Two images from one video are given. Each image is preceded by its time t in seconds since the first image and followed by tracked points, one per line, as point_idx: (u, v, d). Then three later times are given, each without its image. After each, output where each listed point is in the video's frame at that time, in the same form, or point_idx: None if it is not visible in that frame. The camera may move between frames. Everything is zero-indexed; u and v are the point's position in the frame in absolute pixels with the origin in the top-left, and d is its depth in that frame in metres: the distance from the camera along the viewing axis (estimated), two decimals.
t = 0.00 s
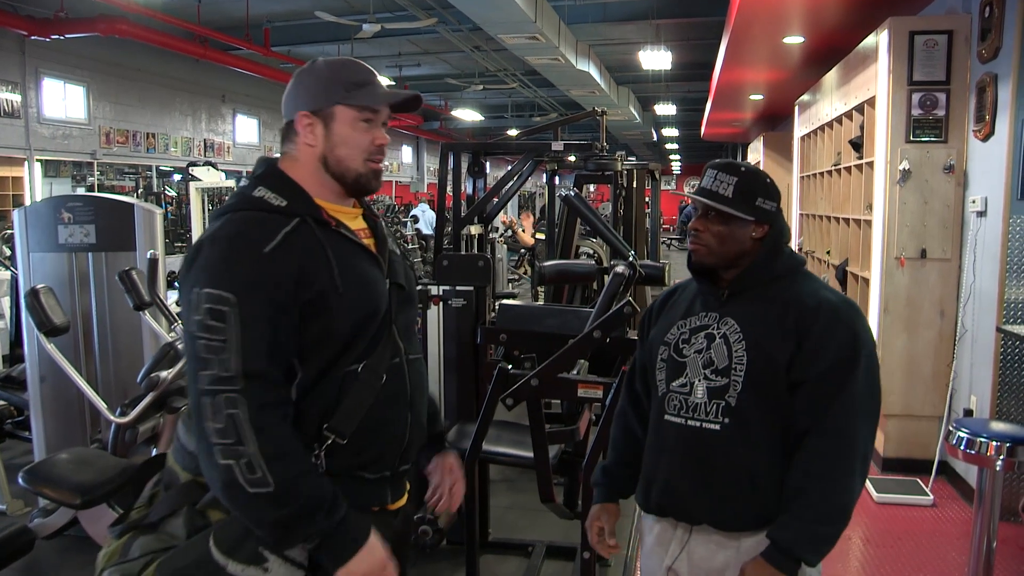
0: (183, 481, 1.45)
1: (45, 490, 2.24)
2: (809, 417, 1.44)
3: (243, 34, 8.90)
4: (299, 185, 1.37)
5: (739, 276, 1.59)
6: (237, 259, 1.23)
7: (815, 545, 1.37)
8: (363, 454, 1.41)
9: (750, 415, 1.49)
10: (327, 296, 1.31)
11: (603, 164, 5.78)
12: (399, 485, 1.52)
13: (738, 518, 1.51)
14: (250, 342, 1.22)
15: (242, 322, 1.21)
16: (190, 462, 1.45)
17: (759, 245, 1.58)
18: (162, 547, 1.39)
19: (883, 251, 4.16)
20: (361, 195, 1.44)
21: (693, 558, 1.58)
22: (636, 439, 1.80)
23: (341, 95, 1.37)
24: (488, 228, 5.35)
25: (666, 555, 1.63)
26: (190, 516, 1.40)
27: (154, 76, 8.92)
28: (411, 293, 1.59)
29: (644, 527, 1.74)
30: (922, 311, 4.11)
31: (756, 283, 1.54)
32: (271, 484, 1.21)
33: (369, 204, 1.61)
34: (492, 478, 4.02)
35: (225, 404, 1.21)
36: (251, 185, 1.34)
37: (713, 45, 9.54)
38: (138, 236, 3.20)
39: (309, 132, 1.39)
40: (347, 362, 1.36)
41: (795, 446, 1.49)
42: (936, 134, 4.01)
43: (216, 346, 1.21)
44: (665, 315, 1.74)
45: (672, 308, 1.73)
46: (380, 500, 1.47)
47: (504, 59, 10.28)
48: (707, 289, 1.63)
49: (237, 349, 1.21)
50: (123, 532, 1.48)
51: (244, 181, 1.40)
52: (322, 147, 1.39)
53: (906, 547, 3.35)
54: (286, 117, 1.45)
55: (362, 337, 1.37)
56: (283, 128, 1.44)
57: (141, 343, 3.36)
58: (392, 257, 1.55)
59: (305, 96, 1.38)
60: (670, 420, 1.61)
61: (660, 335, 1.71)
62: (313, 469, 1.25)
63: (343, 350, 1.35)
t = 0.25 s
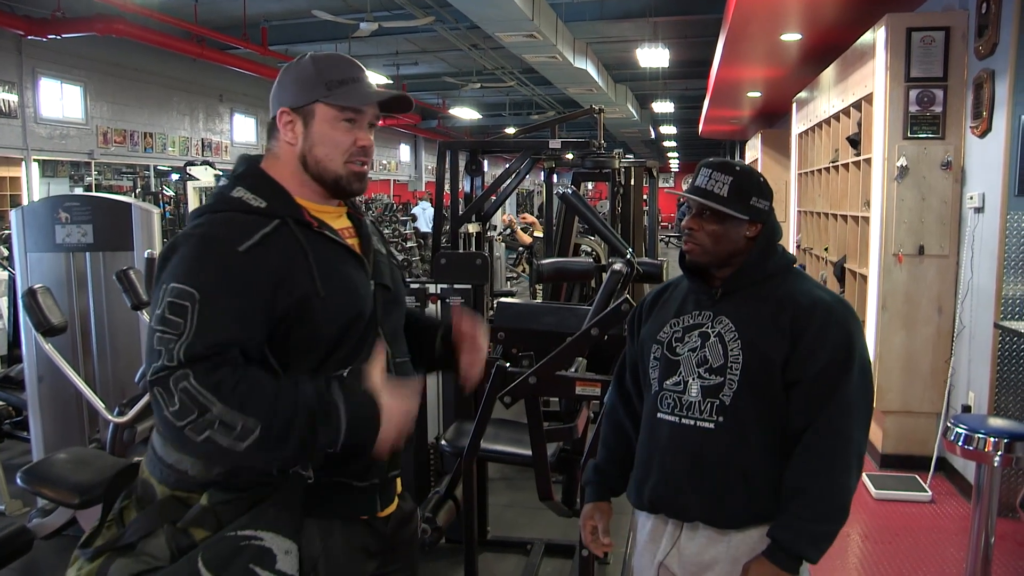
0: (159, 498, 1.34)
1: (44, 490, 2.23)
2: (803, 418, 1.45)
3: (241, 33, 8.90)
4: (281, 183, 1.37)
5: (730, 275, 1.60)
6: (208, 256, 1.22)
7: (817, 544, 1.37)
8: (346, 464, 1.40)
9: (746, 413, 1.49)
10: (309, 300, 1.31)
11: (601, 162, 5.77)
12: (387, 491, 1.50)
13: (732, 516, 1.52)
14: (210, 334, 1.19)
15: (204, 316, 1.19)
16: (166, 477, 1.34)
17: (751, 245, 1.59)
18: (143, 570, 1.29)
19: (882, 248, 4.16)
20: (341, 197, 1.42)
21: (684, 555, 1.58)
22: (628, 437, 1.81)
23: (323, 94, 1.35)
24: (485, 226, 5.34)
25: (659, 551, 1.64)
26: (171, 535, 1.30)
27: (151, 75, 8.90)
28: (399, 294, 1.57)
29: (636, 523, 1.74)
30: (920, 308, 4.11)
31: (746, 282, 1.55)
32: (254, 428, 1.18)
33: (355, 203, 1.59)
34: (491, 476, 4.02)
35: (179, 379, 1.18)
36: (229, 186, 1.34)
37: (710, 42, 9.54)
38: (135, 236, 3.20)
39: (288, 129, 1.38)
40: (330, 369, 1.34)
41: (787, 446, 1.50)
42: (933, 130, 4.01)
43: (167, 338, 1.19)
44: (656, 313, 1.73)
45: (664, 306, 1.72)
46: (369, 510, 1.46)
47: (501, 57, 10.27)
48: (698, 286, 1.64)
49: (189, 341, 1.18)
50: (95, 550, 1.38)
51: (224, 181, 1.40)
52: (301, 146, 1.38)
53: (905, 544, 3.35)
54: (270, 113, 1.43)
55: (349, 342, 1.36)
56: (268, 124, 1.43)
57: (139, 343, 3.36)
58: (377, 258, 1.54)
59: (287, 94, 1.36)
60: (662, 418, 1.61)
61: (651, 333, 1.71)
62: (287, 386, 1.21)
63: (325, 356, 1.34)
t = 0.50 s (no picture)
0: (162, 497, 1.29)
1: (42, 489, 2.23)
2: (800, 416, 1.46)
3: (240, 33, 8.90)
4: (262, 182, 1.29)
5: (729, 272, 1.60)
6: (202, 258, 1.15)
7: (815, 542, 1.37)
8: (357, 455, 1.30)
9: (744, 411, 1.49)
10: (300, 292, 1.22)
11: (600, 161, 5.78)
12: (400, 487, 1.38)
13: (729, 515, 1.52)
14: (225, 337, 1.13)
15: (220, 318, 1.13)
16: (167, 476, 1.29)
17: (750, 242, 1.59)
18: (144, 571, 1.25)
19: (880, 246, 4.17)
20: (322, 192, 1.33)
21: (681, 553, 1.59)
22: (626, 436, 1.81)
23: (292, 88, 1.26)
24: (484, 225, 5.34)
25: (656, 550, 1.64)
26: (172, 536, 1.25)
27: (149, 74, 8.90)
28: (395, 286, 1.47)
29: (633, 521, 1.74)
30: (918, 307, 4.12)
31: (746, 280, 1.55)
32: (291, 445, 1.10)
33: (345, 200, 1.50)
34: (490, 475, 4.02)
35: (219, 390, 1.12)
36: (215, 190, 1.27)
37: (709, 41, 9.55)
38: (134, 235, 3.20)
39: (265, 126, 1.30)
40: (327, 363, 1.25)
41: (785, 444, 1.50)
42: (932, 129, 4.01)
43: (193, 344, 1.13)
44: (653, 312, 1.74)
45: (661, 305, 1.73)
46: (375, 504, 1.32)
47: (500, 56, 10.27)
48: (698, 286, 1.63)
49: (216, 343, 1.12)
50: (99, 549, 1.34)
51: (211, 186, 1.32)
52: (278, 142, 1.30)
53: (905, 542, 3.35)
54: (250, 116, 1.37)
55: (340, 338, 1.27)
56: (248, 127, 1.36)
57: (138, 342, 3.36)
58: (369, 252, 1.43)
59: (259, 92, 1.29)
60: (660, 417, 1.61)
61: (649, 332, 1.71)
62: (326, 399, 1.12)
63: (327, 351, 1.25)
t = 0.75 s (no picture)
0: (177, 486, 1.40)
1: (42, 488, 2.23)
2: (800, 414, 1.45)
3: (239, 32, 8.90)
4: (276, 180, 1.27)
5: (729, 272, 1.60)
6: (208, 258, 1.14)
7: (813, 541, 1.37)
8: (362, 451, 1.32)
9: (743, 409, 1.49)
10: (307, 296, 1.22)
11: (599, 160, 5.78)
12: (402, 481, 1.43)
13: (730, 513, 1.52)
14: (216, 348, 1.13)
15: (215, 326, 1.13)
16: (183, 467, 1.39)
17: (751, 240, 1.59)
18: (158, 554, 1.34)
19: (880, 246, 4.17)
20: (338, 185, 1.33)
21: (683, 552, 1.59)
22: (629, 436, 1.81)
23: (306, 83, 1.27)
24: (483, 224, 5.34)
25: (658, 549, 1.64)
26: (185, 521, 1.37)
27: (149, 73, 8.89)
28: (407, 284, 1.48)
29: (635, 520, 1.75)
30: (918, 306, 4.12)
31: (747, 278, 1.55)
32: (242, 484, 1.11)
33: (358, 199, 1.50)
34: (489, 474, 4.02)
35: (193, 407, 1.13)
36: (228, 188, 1.25)
37: (708, 40, 9.54)
38: (133, 234, 3.20)
39: (280, 125, 1.30)
40: (334, 361, 1.26)
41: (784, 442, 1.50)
42: (932, 128, 4.01)
43: (184, 350, 1.13)
44: (654, 312, 1.74)
45: (662, 305, 1.73)
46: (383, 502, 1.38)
47: (500, 55, 10.26)
48: (700, 284, 1.63)
49: (203, 353, 1.13)
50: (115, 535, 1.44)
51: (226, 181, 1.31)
52: (294, 138, 1.29)
53: (904, 541, 3.35)
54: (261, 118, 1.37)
55: (349, 336, 1.27)
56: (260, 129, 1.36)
57: (138, 342, 3.36)
58: (383, 249, 1.44)
59: (272, 89, 1.29)
60: (661, 415, 1.61)
61: (651, 331, 1.70)
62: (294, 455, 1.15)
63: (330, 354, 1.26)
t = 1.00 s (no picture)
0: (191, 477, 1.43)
1: (40, 489, 2.23)
2: (799, 414, 1.45)
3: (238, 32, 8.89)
4: (294, 181, 1.39)
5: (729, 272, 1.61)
6: (219, 257, 1.24)
7: (810, 539, 1.37)
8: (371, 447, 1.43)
9: (741, 409, 1.50)
10: (317, 296, 1.32)
11: (598, 160, 5.78)
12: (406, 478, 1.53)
13: (730, 513, 1.52)
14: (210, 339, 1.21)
15: (211, 319, 1.22)
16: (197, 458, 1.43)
17: (748, 240, 1.60)
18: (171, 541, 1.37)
19: (878, 246, 4.17)
20: (362, 190, 1.45)
21: (683, 552, 1.59)
22: (631, 436, 1.81)
23: (344, 92, 1.38)
24: (482, 225, 5.34)
25: (658, 548, 1.65)
26: (198, 510, 1.38)
27: (147, 74, 8.87)
28: (415, 287, 1.61)
29: (636, 519, 1.75)
30: (917, 306, 4.12)
31: (745, 278, 1.55)
32: (227, 453, 1.21)
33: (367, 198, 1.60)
34: (488, 475, 4.02)
35: (176, 386, 1.23)
36: (245, 186, 1.36)
37: (708, 40, 9.54)
38: (132, 234, 3.20)
39: (311, 127, 1.40)
40: (346, 357, 1.37)
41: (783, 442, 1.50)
42: (930, 128, 4.02)
43: (177, 336, 1.23)
44: (655, 313, 1.75)
45: (662, 306, 1.74)
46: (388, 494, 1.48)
47: (499, 55, 10.25)
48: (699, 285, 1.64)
49: (194, 340, 1.22)
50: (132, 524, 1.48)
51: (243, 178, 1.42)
52: (324, 142, 1.40)
53: (902, 541, 3.36)
54: (286, 113, 1.45)
55: (359, 333, 1.38)
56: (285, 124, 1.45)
57: (136, 342, 3.36)
58: (393, 252, 1.57)
59: (308, 92, 1.39)
60: (660, 415, 1.62)
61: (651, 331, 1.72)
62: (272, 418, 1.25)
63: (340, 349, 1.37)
